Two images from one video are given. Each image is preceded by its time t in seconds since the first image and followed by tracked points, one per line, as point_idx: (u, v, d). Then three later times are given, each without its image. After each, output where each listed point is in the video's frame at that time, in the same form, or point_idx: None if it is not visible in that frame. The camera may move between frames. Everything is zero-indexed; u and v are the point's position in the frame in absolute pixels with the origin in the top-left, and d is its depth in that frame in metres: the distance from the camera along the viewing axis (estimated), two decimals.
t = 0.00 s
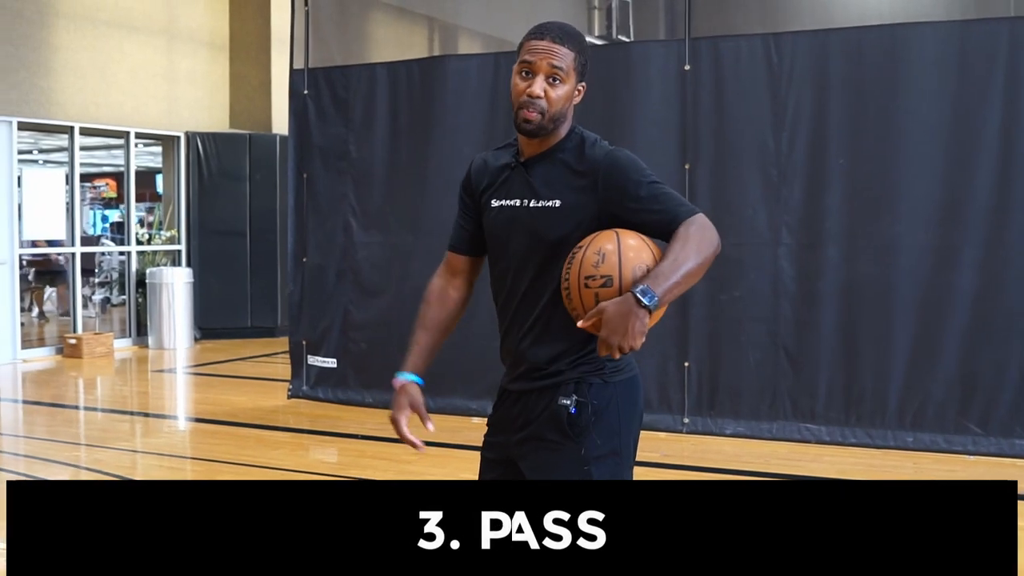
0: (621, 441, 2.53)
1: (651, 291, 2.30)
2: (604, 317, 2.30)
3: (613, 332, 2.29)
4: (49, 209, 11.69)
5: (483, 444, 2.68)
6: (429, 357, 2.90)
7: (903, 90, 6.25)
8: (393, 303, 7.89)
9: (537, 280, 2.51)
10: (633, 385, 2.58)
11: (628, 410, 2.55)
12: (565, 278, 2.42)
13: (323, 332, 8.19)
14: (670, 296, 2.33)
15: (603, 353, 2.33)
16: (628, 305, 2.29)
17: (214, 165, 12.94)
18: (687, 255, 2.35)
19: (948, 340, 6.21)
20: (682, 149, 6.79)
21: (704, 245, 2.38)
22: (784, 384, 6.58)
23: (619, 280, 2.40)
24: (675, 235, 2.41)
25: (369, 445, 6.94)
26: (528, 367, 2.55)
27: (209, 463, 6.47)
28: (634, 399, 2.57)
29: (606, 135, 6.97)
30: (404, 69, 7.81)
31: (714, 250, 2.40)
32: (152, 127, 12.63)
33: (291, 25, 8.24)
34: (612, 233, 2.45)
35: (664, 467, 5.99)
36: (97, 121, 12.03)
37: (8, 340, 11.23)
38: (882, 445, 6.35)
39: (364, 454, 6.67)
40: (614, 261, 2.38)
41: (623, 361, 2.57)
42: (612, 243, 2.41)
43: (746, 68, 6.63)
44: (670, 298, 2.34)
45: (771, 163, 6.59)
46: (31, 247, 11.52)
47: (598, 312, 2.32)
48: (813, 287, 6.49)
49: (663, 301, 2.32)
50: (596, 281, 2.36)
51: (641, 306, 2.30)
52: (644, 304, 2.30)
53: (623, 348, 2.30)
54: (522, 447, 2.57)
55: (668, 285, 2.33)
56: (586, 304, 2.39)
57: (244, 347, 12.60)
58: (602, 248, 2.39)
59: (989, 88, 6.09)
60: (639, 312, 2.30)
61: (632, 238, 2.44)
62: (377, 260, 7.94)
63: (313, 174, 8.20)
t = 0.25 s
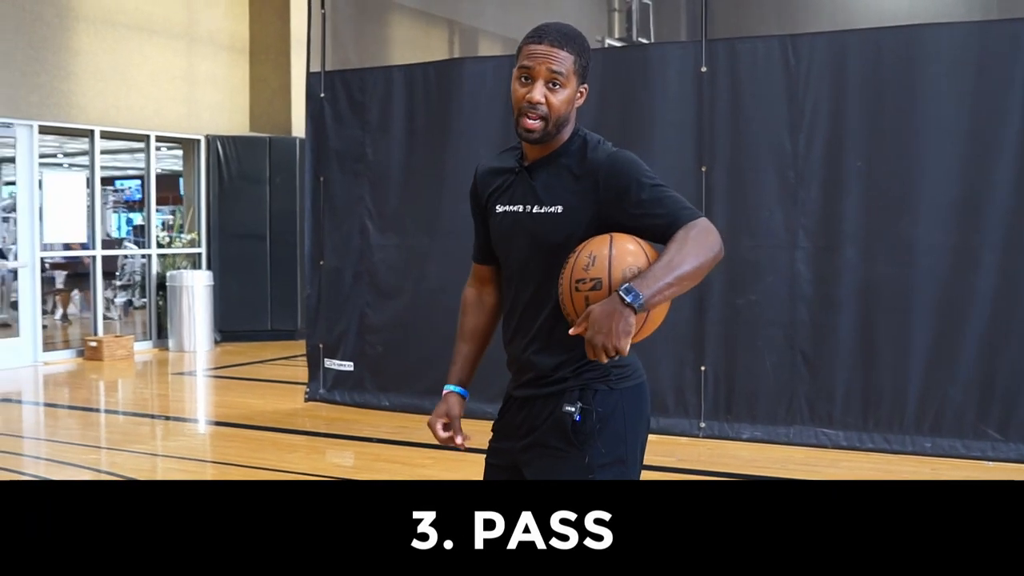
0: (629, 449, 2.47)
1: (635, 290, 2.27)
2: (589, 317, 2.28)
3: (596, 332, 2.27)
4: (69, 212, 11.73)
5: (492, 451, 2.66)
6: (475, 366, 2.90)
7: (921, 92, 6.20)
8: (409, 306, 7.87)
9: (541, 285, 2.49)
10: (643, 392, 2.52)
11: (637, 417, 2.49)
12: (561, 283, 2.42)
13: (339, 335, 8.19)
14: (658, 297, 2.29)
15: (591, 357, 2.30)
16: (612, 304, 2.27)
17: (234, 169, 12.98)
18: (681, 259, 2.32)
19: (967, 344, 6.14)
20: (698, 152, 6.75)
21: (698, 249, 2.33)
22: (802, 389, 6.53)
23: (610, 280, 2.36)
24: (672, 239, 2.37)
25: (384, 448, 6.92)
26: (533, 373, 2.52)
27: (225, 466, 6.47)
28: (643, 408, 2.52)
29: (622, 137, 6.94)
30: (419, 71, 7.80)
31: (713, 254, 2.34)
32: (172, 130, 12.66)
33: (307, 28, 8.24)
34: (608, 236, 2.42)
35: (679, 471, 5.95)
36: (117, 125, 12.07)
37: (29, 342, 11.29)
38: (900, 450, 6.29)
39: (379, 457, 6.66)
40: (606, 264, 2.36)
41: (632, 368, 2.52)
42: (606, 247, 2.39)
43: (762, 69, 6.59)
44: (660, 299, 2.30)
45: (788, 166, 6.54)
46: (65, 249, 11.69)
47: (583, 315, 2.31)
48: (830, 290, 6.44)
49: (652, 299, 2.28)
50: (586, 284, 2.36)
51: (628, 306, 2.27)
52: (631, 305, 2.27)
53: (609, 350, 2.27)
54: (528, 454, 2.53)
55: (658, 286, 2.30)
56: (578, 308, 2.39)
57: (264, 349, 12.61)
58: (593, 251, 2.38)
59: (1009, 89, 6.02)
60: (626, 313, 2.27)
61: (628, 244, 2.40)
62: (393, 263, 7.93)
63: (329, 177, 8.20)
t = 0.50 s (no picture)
0: (630, 449, 2.51)
1: (630, 287, 2.33)
2: (586, 313, 2.34)
3: (590, 327, 2.33)
4: (94, 212, 11.85)
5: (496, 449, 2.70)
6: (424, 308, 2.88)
7: (937, 93, 6.20)
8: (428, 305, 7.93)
9: (544, 285, 2.53)
10: (646, 393, 2.56)
11: (639, 418, 2.53)
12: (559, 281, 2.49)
13: (359, 334, 8.25)
14: (654, 293, 2.34)
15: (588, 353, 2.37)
16: (607, 301, 2.32)
17: (257, 169, 13.08)
18: (680, 256, 2.36)
19: (983, 344, 6.14)
20: (715, 152, 6.77)
21: (698, 246, 2.37)
22: (817, 388, 6.54)
23: (606, 277, 2.41)
24: (672, 234, 2.41)
25: (402, 446, 6.98)
26: (536, 373, 2.57)
27: (245, 463, 6.54)
28: (646, 407, 2.55)
29: (640, 138, 6.97)
30: (438, 73, 7.85)
31: (711, 252, 2.38)
32: (197, 131, 12.76)
33: (328, 30, 8.31)
34: (606, 233, 2.47)
35: (694, 471, 5.98)
36: (142, 125, 12.18)
37: (55, 340, 11.39)
38: (916, 450, 6.29)
39: (397, 455, 6.71)
40: (603, 260, 2.41)
41: (636, 368, 2.55)
42: (604, 244, 2.43)
43: (780, 70, 6.60)
44: (656, 295, 2.35)
45: (804, 166, 6.56)
46: (92, 248, 11.82)
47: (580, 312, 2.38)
48: (846, 291, 6.44)
49: (647, 295, 2.33)
50: (582, 280, 2.42)
51: (624, 301, 2.32)
52: (627, 300, 2.33)
53: (604, 346, 2.33)
54: (531, 453, 2.58)
55: (655, 282, 2.34)
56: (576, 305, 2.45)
57: (287, 348, 12.70)
58: (591, 247, 2.43)
59: None
60: (621, 310, 2.32)
61: (627, 241, 2.44)
62: (413, 263, 7.98)
63: (349, 177, 8.27)
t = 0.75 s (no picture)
0: (618, 445, 2.49)
1: (612, 274, 2.30)
2: (567, 301, 2.31)
3: (571, 315, 2.30)
4: (98, 203, 11.82)
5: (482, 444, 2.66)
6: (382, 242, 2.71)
7: (943, 88, 6.16)
8: (429, 299, 7.90)
9: (533, 278, 2.50)
10: (634, 388, 2.53)
11: (627, 414, 2.51)
12: (546, 271, 2.46)
13: (360, 327, 8.23)
14: (636, 281, 2.31)
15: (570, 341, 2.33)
16: (588, 288, 2.29)
17: (261, 162, 13.05)
18: (665, 244, 2.32)
19: (986, 341, 6.10)
20: (719, 147, 6.73)
21: (685, 234, 2.33)
22: (819, 385, 6.50)
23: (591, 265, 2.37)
24: (659, 224, 2.37)
25: (403, 441, 6.95)
26: (525, 367, 2.54)
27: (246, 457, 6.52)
28: (634, 403, 2.53)
29: (644, 133, 6.93)
30: (442, 66, 7.82)
31: (699, 241, 2.34)
32: (201, 123, 12.73)
33: (332, 23, 8.28)
34: (595, 224, 2.44)
35: (695, 467, 5.94)
36: (146, 117, 12.15)
37: (57, 331, 11.37)
38: (918, 447, 6.25)
39: (396, 449, 6.68)
40: (588, 249, 2.38)
41: (625, 362, 2.53)
42: (591, 234, 2.40)
43: (784, 65, 6.56)
44: (639, 284, 2.32)
45: (808, 162, 6.52)
46: (96, 240, 11.80)
47: (562, 299, 2.35)
48: (849, 287, 6.41)
49: (629, 283, 2.30)
50: (567, 268, 2.39)
51: (605, 289, 2.29)
52: (608, 287, 2.30)
53: (585, 334, 2.29)
54: (518, 448, 2.54)
55: (637, 270, 2.31)
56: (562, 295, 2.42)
57: (289, 341, 12.68)
58: (577, 237, 2.41)
59: None
60: (602, 297, 2.29)
61: (615, 232, 2.41)
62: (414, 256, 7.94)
63: (352, 170, 8.24)
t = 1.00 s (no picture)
0: (612, 443, 2.47)
1: (630, 275, 2.29)
2: (581, 302, 2.28)
3: (587, 315, 2.27)
4: (97, 203, 11.80)
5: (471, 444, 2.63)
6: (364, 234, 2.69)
7: (942, 86, 6.14)
8: (427, 299, 7.88)
9: (529, 276, 2.48)
10: (626, 386, 2.53)
11: (620, 412, 2.50)
12: (551, 270, 2.42)
13: (358, 327, 8.21)
14: (651, 284, 2.31)
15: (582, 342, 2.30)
16: (605, 288, 2.28)
17: (260, 161, 13.03)
18: (676, 247, 2.34)
19: (985, 340, 6.08)
20: (718, 146, 6.71)
21: (696, 238, 2.35)
22: (818, 384, 6.48)
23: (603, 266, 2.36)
24: (666, 228, 2.38)
25: (401, 440, 6.93)
26: (519, 365, 2.51)
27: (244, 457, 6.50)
28: (626, 401, 2.52)
29: (642, 132, 6.92)
30: (441, 65, 7.80)
31: (707, 245, 2.37)
32: (200, 122, 12.71)
33: (330, 21, 8.26)
34: (602, 224, 2.43)
35: (693, 466, 5.92)
36: (145, 117, 12.14)
37: (56, 331, 11.35)
38: (917, 447, 6.23)
39: (394, 449, 6.67)
40: (599, 250, 2.37)
41: (617, 361, 2.52)
42: (600, 234, 2.40)
43: (783, 63, 6.54)
44: (653, 286, 2.32)
45: (807, 160, 6.50)
46: (95, 239, 11.79)
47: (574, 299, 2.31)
48: (848, 286, 6.39)
49: (644, 286, 2.30)
50: (578, 268, 2.36)
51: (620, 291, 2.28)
52: (624, 290, 2.28)
53: (600, 334, 2.27)
54: (512, 446, 2.52)
55: (651, 274, 2.31)
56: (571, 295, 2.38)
57: (288, 341, 12.66)
58: (586, 237, 2.39)
59: None
60: (618, 300, 2.27)
61: (621, 232, 2.41)
62: (412, 256, 7.92)
63: (350, 169, 8.22)
